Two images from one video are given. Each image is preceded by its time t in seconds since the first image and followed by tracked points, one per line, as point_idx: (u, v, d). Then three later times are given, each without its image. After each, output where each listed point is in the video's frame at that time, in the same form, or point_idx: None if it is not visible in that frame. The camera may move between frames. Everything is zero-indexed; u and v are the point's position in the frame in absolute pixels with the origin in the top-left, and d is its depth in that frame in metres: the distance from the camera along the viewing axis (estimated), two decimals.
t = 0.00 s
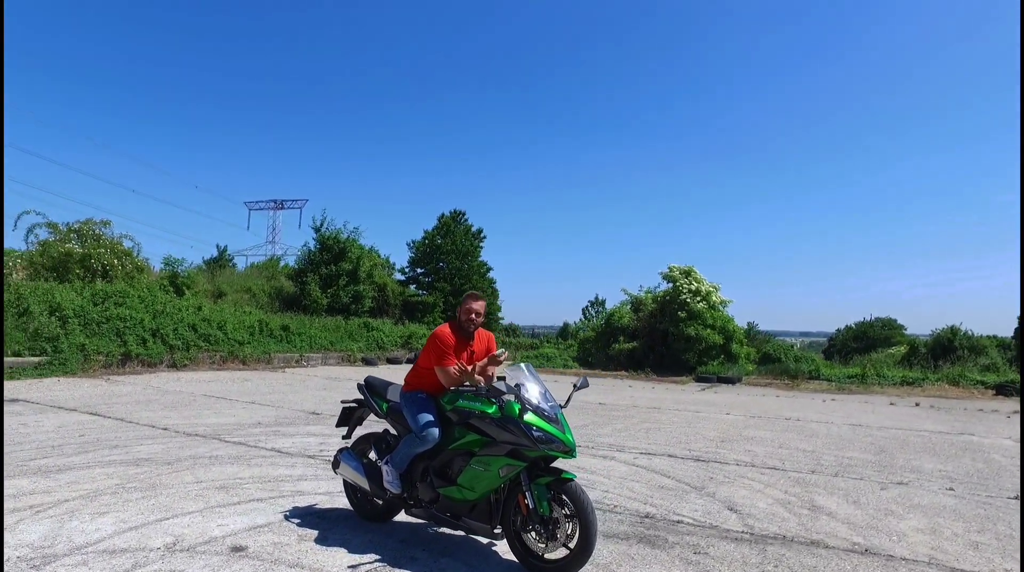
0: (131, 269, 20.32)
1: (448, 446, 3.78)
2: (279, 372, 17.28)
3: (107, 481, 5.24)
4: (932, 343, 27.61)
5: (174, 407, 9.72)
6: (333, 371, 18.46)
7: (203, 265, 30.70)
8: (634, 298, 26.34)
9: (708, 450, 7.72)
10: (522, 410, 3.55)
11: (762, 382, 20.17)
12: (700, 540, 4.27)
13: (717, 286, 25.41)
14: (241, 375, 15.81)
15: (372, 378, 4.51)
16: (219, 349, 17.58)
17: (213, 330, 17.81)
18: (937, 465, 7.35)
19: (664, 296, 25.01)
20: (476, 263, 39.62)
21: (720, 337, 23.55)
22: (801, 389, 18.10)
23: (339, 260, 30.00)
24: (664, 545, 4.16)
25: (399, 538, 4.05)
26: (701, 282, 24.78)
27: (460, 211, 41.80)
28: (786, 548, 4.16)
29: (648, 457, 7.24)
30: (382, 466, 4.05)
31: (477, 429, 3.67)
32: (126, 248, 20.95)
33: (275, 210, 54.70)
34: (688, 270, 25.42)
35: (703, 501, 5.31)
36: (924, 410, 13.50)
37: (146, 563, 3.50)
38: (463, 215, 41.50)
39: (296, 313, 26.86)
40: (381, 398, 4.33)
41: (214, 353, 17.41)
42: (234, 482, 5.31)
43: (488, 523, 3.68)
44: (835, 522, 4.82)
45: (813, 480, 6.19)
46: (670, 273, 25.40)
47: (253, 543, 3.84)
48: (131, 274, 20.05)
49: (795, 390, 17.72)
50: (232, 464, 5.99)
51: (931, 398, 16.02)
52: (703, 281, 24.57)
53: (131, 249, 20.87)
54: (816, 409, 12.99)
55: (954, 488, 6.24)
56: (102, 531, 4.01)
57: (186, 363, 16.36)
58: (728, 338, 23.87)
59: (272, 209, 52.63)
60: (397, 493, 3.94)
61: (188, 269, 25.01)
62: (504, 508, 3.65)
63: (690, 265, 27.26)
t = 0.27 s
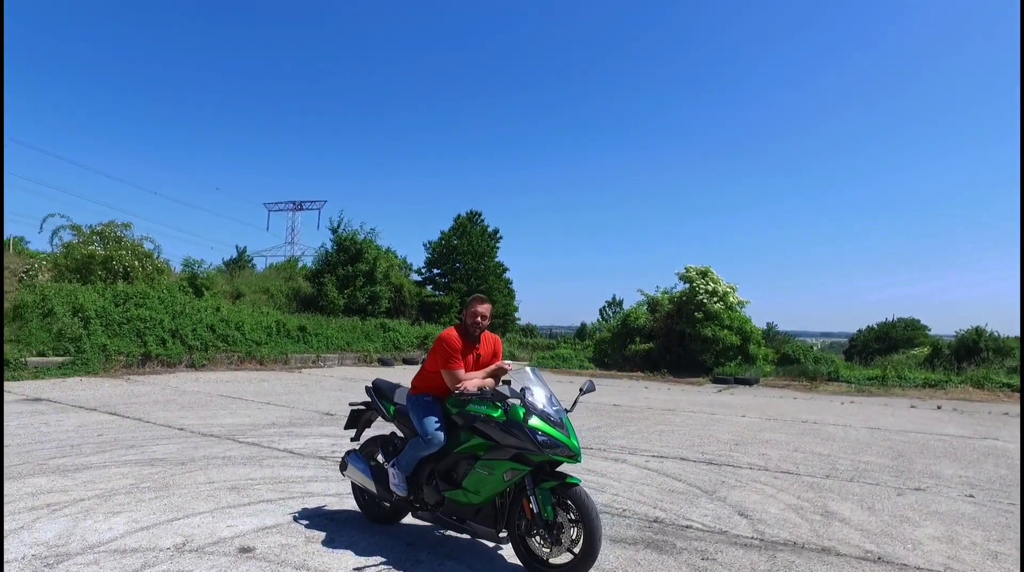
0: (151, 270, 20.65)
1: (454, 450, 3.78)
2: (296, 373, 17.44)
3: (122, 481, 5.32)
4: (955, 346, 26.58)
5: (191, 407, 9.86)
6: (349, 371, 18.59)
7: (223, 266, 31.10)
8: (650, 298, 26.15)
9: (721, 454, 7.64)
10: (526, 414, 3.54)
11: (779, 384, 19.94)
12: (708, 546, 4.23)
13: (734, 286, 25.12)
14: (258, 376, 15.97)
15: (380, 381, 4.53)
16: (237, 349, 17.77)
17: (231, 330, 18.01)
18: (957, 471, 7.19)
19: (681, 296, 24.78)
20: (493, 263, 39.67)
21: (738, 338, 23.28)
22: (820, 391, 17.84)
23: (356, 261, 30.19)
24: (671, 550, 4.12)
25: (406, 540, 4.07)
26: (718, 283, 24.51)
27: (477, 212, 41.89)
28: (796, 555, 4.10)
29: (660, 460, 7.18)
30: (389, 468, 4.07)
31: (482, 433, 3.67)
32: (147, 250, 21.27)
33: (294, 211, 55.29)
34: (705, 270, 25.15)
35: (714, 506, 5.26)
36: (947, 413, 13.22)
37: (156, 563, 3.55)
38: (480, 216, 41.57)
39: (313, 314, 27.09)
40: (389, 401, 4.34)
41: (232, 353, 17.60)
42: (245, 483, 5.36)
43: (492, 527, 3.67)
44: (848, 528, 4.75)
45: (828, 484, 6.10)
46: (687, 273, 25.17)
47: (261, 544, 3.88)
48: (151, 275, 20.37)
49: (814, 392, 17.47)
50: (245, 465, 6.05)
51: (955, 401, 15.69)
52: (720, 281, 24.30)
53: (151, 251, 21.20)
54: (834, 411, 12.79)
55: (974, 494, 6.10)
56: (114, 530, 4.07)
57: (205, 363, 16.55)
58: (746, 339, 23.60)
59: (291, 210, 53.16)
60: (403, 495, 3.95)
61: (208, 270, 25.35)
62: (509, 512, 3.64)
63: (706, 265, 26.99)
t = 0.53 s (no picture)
0: (170, 271, 20.97)
1: (458, 452, 3.79)
2: (311, 373, 17.61)
3: (137, 479, 5.41)
4: (979, 346, 26.28)
5: (207, 407, 9.99)
6: (364, 372, 18.72)
7: (241, 267, 31.48)
8: (666, 299, 25.98)
9: (733, 456, 7.57)
10: (529, 417, 3.54)
11: (797, 386, 19.72)
12: (715, 550, 4.20)
13: (751, 287, 24.86)
14: (274, 376, 16.14)
15: (387, 383, 4.56)
16: (254, 349, 17.97)
17: (248, 331, 18.25)
18: (975, 476, 7.06)
19: (696, 297, 24.58)
20: (508, 263, 39.70)
21: (754, 339, 23.06)
22: (837, 393, 17.61)
23: (372, 262, 30.38)
24: (677, 554, 4.10)
25: (411, 541, 4.09)
26: (734, 283, 24.25)
27: (492, 212, 41.97)
28: (803, 561, 4.06)
29: (670, 462, 7.14)
30: (395, 469, 4.09)
31: (486, 435, 3.67)
32: (167, 252, 21.61)
33: (312, 212, 55.81)
34: (721, 271, 24.91)
35: (722, 509, 5.22)
36: (968, 416, 12.98)
37: (164, 561, 3.61)
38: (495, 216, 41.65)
39: (329, 314, 27.33)
40: (396, 403, 4.37)
41: (249, 353, 17.80)
42: (256, 483, 5.43)
43: (496, 529, 3.67)
44: (859, 534, 4.69)
45: (841, 489, 6.02)
46: (702, 273, 24.94)
47: (269, 544, 3.93)
48: (170, 276, 20.68)
49: (832, 394, 17.24)
50: (256, 465, 6.12)
51: (977, 403, 15.40)
52: (736, 282, 24.07)
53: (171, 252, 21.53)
54: (851, 414, 12.61)
55: (991, 500, 5.99)
56: (126, 528, 4.15)
57: (222, 363, 16.76)
58: (762, 340, 23.36)
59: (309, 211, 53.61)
60: (408, 497, 3.97)
61: (226, 271, 25.70)
62: (512, 514, 3.65)
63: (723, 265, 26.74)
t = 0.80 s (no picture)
0: (186, 272, 21.22)
1: (460, 453, 3.81)
2: (324, 373, 17.74)
3: (148, 477, 5.49)
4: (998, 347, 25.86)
5: (219, 407, 10.11)
6: (376, 372, 18.82)
7: (255, 268, 31.79)
8: (678, 299, 25.81)
9: (741, 458, 7.52)
10: (530, 418, 3.55)
11: (811, 387, 19.52)
12: (718, 553, 4.20)
13: (764, 287, 24.63)
14: (287, 376, 16.27)
15: (392, 383, 4.59)
16: (267, 349, 18.13)
17: (261, 331, 18.41)
18: (988, 479, 6.96)
19: (709, 297, 24.40)
20: (521, 263, 39.70)
21: (768, 339, 22.86)
22: (852, 393, 17.43)
23: (384, 262, 30.49)
24: (680, 556, 4.10)
25: (414, 541, 4.12)
26: (747, 283, 24.03)
27: (504, 212, 42.00)
28: (808, 564, 4.04)
29: (678, 463, 7.12)
30: (399, 470, 4.13)
31: (487, 436, 3.69)
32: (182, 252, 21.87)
33: (327, 212, 56.21)
34: (734, 271, 24.71)
35: (728, 511, 5.20)
36: (985, 418, 12.77)
37: (171, 559, 3.67)
38: (507, 216, 41.68)
39: (342, 315, 27.49)
40: (400, 403, 4.40)
41: (262, 353, 17.95)
42: (264, 482, 5.49)
43: (497, 530, 3.69)
44: (866, 537, 4.65)
45: (850, 491, 5.96)
46: (715, 273, 24.75)
47: (274, 543, 3.98)
48: (185, 277, 20.92)
49: (846, 395, 17.05)
50: (265, 464, 6.19)
51: (995, 405, 15.14)
52: (749, 282, 23.84)
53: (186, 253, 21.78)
54: (865, 415, 12.48)
55: (1003, 504, 5.90)
56: (136, 525, 4.22)
57: (235, 363, 16.93)
58: (776, 340, 23.15)
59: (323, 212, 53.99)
60: (412, 497, 4.00)
61: (240, 272, 25.95)
62: (514, 515, 3.66)
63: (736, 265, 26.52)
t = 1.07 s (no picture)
0: (199, 273, 21.46)
1: (460, 455, 3.85)
2: (335, 374, 17.87)
3: (157, 477, 5.58)
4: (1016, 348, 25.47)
5: (231, 407, 10.23)
6: (386, 372, 18.92)
7: (268, 269, 32.07)
8: (689, 300, 25.66)
9: (748, 460, 7.49)
10: (529, 421, 3.58)
11: (823, 388, 19.35)
12: (719, 557, 4.21)
13: (776, 287, 24.43)
14: (298, 376, 16.41)
15: (395, 386, 4.64)
16: (279, 349, 18.27)
17: (273, 331, 18.58)
18: (999, 484, 6.87)
19: (720, 298, 24.24)
20: (532, 264, 39.71)
21: (780, 340, 22.69)
22: (864, 395, 17.26)
23: (396, 263, 30.59)
24: (680, 560, 4.12)
25: (416, 542, 4.16)
26: (759, 284, 23.82)
27: (515, 213, 42.03)
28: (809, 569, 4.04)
29: (684, 465, 7.11)
30: (400, 471, 4.16)
31: (487, 439, 3.72)
32: (196, 254, 22.11)
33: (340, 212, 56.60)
34: (746, 271, 24.52)
35: (731, 514, 5.19)
36: (1000, 422, 12.60)
37: (177, 558, 3.73)
38: (519, 217, 41.71)
39: (354, 315, 27.67)
40: (402, 406, 4.45)
41: (274, 354, 18.09)
42: (271, 483, 5.56)
43: (497, 532, 3.73)
44: (869, 542, 4.63)
45: (856, 495, 5.93)
46: (727, 274, 24.59)
47: (278, 543, 4.04)
48: (199, 278, 21.16)
49: (859, 397, 16.87)
50: (273, 465, 6.26)
51: (1011, 408, 14.92)
52: (761, 282, 23.64)
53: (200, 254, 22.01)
54: (876, 418, 12.36)
55: (1013, 509, 5.83)
56: (144, 524, 4.30)
57: (247, 363, 17.10)
58: (788, 341, 22.97)
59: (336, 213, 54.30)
60: (413, 498, 4.04)
61: (253, 273, 26.19)
62: (513, 517, 3.69)
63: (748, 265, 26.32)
